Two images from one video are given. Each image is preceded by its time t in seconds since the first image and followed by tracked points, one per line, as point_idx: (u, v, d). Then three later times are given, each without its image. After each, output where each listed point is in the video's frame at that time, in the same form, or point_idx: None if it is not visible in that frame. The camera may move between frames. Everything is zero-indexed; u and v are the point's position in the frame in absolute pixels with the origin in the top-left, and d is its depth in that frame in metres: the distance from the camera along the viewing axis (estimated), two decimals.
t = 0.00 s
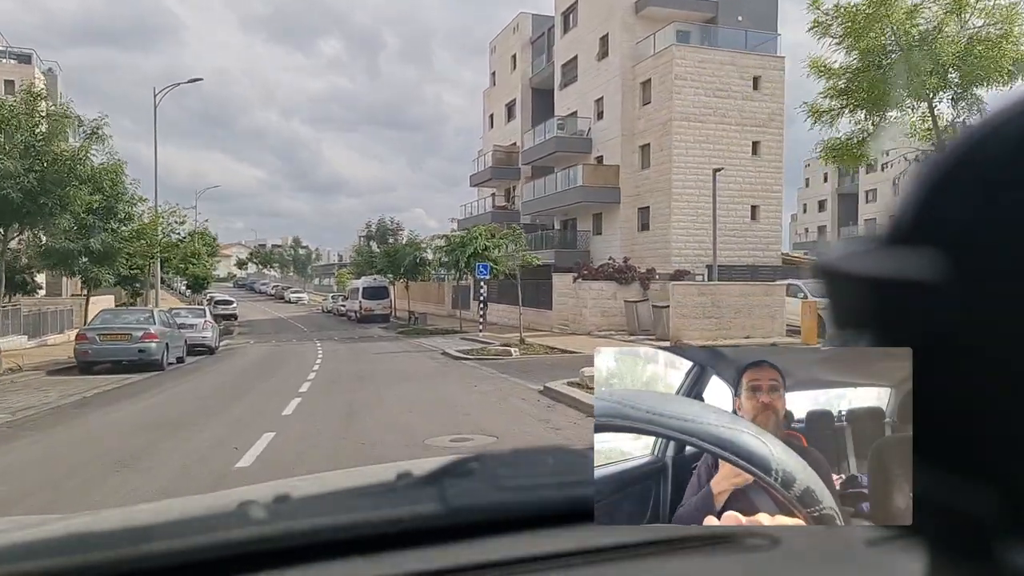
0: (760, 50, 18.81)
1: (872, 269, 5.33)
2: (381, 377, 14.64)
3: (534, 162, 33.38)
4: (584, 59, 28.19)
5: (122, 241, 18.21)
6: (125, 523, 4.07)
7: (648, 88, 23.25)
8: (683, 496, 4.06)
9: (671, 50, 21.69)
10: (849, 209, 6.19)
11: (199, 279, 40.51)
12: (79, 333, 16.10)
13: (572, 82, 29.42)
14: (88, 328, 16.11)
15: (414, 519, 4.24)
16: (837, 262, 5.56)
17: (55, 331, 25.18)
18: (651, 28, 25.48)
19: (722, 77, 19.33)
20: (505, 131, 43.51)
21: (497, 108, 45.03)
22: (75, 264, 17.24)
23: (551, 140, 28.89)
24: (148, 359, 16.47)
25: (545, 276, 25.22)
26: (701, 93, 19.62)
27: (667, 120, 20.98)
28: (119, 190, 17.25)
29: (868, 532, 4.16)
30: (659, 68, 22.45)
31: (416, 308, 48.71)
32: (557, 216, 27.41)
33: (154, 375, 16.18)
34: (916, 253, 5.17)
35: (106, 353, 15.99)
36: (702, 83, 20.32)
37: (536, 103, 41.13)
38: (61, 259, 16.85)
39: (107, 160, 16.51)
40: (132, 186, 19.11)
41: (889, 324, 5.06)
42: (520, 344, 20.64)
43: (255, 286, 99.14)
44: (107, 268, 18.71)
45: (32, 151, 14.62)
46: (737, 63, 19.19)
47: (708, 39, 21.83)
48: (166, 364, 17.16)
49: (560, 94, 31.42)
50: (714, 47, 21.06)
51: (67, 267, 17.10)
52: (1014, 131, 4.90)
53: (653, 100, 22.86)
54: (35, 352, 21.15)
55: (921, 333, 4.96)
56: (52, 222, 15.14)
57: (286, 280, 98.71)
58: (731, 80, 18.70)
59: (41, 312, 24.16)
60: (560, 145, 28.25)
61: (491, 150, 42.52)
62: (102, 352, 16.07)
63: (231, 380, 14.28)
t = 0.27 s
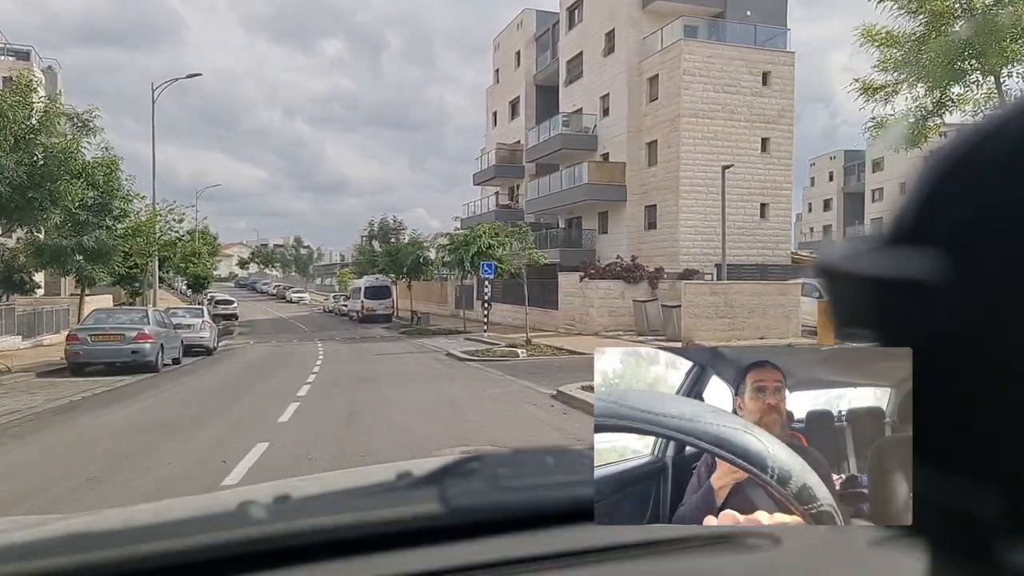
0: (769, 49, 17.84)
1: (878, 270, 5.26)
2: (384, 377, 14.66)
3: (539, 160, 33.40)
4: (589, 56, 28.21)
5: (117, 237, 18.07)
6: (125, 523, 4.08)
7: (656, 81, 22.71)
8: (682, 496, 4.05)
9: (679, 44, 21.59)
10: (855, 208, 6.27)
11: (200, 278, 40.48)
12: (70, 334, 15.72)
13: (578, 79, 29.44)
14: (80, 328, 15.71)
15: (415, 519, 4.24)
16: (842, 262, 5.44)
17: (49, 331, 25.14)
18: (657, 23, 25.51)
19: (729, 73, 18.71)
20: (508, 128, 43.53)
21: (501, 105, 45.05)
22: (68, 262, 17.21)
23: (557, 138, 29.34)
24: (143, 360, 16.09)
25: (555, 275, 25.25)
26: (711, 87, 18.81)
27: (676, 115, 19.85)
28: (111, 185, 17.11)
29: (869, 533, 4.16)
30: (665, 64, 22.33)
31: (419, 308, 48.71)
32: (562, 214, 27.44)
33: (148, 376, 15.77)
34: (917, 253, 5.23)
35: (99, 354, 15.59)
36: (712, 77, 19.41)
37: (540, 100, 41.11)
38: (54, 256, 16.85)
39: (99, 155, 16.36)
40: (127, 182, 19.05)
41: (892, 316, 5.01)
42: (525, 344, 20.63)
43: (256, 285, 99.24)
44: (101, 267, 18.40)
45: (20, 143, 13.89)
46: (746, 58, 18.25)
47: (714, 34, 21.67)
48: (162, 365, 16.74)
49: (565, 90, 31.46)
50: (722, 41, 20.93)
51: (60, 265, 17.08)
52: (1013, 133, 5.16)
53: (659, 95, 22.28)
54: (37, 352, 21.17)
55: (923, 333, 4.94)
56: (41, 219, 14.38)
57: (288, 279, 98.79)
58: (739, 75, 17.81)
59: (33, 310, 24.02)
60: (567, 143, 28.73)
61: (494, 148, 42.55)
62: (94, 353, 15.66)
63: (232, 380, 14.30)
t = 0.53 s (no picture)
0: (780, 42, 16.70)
1: (878, 269, 5.20)
2: (387, 377, 14.65)
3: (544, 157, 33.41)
4: (595, 51, 28.17)
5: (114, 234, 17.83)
6: (125, 523, 4.09)
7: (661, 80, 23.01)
8: (682, 495, 4.05)
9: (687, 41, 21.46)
10: (860, 206, 6.17)
11: (200, 278, 40.41)
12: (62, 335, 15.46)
13: (583, 75, 29.42)
14: (71, 329, 15.45)
15: (415, 519, 4.24)
16: (840, 259, 5.37)
17: (46, 332, 25.07)
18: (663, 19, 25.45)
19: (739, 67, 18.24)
20: (512, 126, 43.49)
21: (505, 103, 45.02)
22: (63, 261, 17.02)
23: (562, 134, 30.13)
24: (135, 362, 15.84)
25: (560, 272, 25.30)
26: (717, 84, 19.06)
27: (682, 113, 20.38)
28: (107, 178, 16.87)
29: (871, 533, 4.15)
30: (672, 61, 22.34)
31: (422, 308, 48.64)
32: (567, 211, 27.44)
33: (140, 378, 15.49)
34: (917, 252, 5.23)
35: (91, 355, 15.34)
36: (720, 73, 19.61)
37: (545, 98, 40.99)
38: (47, 254, 16.66)
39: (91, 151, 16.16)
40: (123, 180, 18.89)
41: (891, 315, 4.96)
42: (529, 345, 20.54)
43: (259, 285, 99.27)
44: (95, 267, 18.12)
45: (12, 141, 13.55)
46: (756, 51, 17.40)
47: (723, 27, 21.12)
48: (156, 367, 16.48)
49: (570, 87, 31.43)
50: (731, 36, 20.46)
51: (54, 263, 16.79)
52: (1006, 135, 5.10)
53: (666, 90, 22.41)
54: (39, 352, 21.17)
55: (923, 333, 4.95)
56: (34, 222, 13.92)
57: (290, 279, 98.79)
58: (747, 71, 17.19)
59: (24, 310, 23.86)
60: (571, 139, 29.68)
61: (498, 146, 42.52)
62: (87, 354, 15.40)
63: (233, 381, 14.31)
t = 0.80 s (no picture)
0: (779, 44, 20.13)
1: (880, 269, 5.28)
2: (389, 377, 14.67)
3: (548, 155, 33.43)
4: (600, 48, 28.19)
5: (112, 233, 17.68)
6: (125, 523, 4.09)
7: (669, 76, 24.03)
8: (681, 496, 4.04)
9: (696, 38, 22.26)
10: (866, 207, 6.18)
11: (200, 279, 40.35)
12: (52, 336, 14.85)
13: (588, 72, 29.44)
14: (62, 330, 14.85)
15: (414, 518, 4.24)
16: (842, 261, 5.48)
17: (40, 332, 25.05)
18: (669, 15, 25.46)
19: (746, 65, 21.42)
20: (516, 125, 43.53)
21: (508, 101, 45.05)
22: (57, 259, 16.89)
23: (564, 133, 28.38)
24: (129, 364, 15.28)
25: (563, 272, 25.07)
26: (725, 81, 21.79)
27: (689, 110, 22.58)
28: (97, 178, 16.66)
29: (871, 532, 4.14)
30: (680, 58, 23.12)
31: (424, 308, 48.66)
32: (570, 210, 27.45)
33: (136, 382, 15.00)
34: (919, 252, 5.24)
35: (85, 358, 14.75)
36: (727, 70, 21.97)
37: (548, 96, 41.03)
38: (41, 252, 16.58)
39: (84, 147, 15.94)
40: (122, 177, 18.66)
41: (892, 312, 4.98)
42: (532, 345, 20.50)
43: (260, 285, 99.33)
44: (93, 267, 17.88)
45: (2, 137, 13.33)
46: (763, 49, 21.26)
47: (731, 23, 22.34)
48: (149, 370, 15.98)
49: (575, 84, 31.46)
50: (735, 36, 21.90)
51: (48, 263, 16.76)
52: (1011, 133, 5.17)
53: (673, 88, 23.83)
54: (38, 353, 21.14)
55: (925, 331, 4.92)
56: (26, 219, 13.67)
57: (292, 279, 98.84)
58: (758, 67, 21.09)
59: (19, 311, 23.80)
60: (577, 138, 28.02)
61: (501, 145, 42.57)
62: (79, 356, 14.81)
63: (233, 381, 14.32)
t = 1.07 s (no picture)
0: (797, 31, 19.12)
1: (878, 270, 5.41)
2: (392, 378, 14.66)
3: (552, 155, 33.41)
4: (605, 45, 28.15)
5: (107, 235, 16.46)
6: (124, 522, 4.09)
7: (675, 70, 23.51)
8: (681, 494, 4.05)
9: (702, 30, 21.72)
10: (875, 206, 6.19)
11: (200, 281, 40.23)
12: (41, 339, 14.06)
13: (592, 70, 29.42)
14: (52, 333, 14.09)
15: (414, 517, 4.24)
16: (842, 263, 5.65)
17: (35, 334, 24.94)
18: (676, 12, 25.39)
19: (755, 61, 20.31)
20: (519, 124, 43.53)
21: (512, 100, 45.05)
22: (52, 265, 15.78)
23: (570, 131, 28.59)
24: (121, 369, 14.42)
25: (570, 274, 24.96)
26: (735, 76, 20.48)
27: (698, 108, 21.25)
28: (91, 174, 15.71)
29: (871, 531, 4.14)
30: (688, 51, 22.49)
31: (427, 310, 48.60)
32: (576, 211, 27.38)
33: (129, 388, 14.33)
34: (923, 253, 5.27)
35: (75, 361, 13.95)
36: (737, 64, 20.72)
37: (552, 95, 41.02)
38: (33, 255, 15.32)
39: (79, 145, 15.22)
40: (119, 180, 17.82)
41: (891, 316, 5.08)
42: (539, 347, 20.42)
43: (261, 287, 99.31)
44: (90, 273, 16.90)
45: None
46: (773, 45, 19.64)
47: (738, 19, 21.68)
48: (143, 374, 15.30)
49: (580, 82, 31.44)
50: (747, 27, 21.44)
51: (42, 264, 15.34)
52: (1011, 134, 4.98)
53: (682, 83, 22.96)
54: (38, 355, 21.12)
55: (925, 331, 4.95)
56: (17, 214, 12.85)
57: (293, 281, 98.87)
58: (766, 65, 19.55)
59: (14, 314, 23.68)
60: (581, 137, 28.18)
61: (505, 144, 42.58)
62: (69, 360, 14.00)
63: (233, 384, 14.31)
